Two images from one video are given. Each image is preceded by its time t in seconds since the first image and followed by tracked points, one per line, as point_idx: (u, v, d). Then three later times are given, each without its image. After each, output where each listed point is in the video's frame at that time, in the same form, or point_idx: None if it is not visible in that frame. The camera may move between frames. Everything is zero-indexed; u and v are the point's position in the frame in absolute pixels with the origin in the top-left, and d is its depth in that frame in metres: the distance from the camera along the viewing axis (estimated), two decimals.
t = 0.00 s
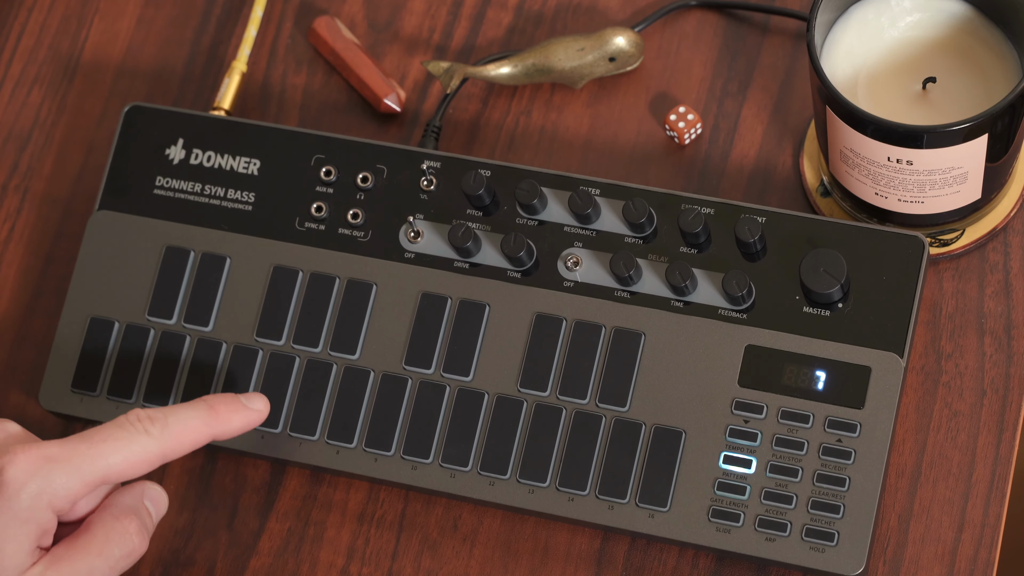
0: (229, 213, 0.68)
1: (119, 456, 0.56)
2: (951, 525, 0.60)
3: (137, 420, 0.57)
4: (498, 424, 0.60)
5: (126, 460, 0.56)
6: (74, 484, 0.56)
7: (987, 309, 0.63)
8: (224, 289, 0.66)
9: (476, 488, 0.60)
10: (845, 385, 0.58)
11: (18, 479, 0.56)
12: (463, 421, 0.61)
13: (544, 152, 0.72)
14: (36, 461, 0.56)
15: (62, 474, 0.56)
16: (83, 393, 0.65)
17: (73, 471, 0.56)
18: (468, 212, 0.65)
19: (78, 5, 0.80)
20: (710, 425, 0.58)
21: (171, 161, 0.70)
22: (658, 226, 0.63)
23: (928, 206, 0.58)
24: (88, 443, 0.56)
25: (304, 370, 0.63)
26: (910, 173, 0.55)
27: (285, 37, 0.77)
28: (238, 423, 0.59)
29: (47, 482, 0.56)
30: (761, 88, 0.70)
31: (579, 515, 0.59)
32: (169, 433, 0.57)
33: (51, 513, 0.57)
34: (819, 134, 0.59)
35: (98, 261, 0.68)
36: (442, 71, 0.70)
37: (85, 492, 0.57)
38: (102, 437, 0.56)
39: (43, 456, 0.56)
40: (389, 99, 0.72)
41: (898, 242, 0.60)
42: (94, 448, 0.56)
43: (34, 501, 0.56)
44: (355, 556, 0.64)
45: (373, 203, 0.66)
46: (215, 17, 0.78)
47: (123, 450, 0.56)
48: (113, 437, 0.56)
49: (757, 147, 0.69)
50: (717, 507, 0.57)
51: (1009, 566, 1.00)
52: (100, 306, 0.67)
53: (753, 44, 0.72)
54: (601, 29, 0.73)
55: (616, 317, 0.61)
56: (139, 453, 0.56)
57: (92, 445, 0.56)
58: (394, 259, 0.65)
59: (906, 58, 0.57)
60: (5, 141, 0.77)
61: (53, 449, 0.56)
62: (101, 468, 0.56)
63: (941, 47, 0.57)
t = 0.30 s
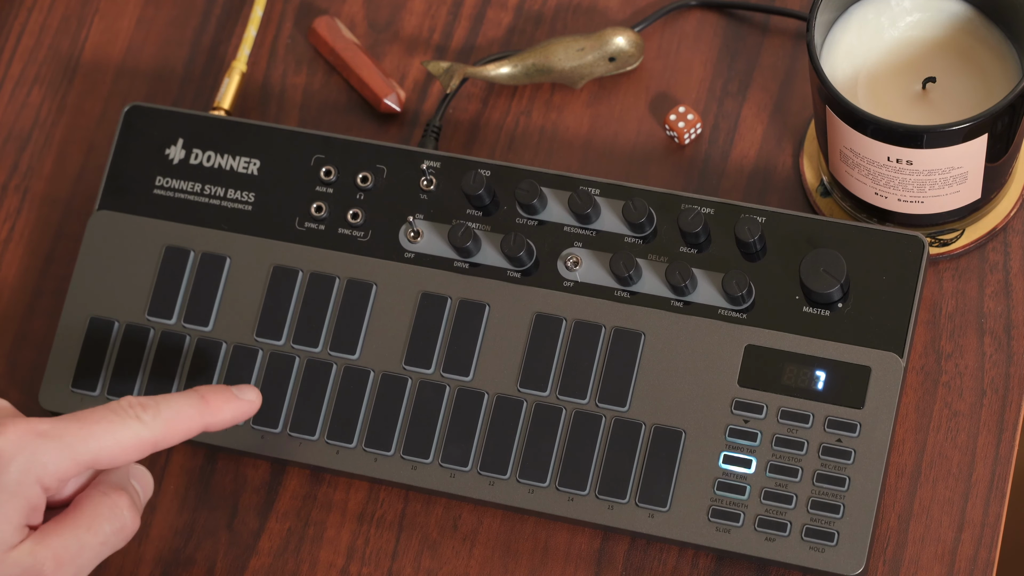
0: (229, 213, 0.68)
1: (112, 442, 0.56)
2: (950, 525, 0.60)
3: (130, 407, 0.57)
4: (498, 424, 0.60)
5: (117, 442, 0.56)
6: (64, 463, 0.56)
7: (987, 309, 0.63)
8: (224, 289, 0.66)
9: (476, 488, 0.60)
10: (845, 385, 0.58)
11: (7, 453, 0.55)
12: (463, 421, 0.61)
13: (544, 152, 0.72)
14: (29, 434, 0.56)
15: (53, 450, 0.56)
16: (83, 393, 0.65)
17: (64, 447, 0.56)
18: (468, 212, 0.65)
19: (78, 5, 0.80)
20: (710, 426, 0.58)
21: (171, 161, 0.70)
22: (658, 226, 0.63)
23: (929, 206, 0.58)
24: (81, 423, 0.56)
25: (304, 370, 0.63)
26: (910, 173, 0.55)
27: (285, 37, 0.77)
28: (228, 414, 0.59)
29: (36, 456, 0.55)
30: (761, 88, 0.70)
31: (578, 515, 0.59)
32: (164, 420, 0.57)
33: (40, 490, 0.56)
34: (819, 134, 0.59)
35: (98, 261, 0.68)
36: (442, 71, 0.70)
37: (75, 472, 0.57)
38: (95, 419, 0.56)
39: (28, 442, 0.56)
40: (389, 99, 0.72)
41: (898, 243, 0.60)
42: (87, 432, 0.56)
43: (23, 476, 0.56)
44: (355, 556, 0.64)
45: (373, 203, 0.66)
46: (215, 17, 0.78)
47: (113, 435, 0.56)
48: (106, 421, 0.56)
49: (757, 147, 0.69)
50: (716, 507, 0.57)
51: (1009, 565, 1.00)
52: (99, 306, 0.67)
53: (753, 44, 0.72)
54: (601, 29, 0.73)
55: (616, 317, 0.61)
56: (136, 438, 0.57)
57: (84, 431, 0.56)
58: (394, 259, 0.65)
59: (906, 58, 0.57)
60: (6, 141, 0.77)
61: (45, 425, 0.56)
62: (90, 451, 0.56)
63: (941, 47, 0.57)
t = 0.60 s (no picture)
0: (229, 213, 0.68)
1: (123, 491, 0.54)
2: (951, 525, 0.60)
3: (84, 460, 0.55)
4: (498, 424, 0.60)
5: (127, 487, 0.55)
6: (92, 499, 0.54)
7: (987, 309, 0.63)
8: (224, 289, 0.66)
9: (476, 489, 0.60)
10: (845, 385, 0.58)
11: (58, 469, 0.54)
12: (464, 421, 0.61)
13: (544, 152, 0.72)
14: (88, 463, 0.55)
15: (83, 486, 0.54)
16: (83, 393, 0.66)
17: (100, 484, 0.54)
18: (468, 212, 0.65)
19: (78, 5, 0.80)
20: (709, 426, 0.58)
21: (171, 161, 0.70)
22: (658, 226, 0.63)
23: (928, 206, 0.58)
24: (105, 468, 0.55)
25: (304, 370, 0.63)
26: (910, 173, 0.55)
27: (285, 37, 0.77)
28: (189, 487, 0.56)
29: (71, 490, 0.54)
30: (761, 88, 0.70)
31: (579, 515, 0.59)
32: (115, 488, 0.54)
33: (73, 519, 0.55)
34: (819, 134, 0.59)
35: (98, 261, 0.68)
36: (442, 71, 0.70)
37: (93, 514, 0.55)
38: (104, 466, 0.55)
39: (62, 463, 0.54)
40: (389, 99, 0.72)
41: (897, 242, 0.60)
42: (113, 477, 0.55)
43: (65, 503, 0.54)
44: (355, 556, 0.64)
45: (373, 203, 0.66)
46: (215, 17, 0.78)
47: (113, 482, 0.54)
48: (113, 469, 0.55)
49: (757, 148, 0.69)
50: (717, 507, 0.57)
51: (1009, 565, 1.00)
52: (100, 306, 0.67)
53: (753, 44, 0.72)
54: (601, 29, 0.73)
55: (616, 317, 0.61)
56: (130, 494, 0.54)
57: (104, 478, 0.54)
58: (394, 259, 0.65)
59: (906, 58, 0.57)
60: (6, 141, 0.77)
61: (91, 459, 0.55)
62: (93, 498, 0.54)
63: (940, 47, 0.57)
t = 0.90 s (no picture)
0: (229, 213, 0.68)
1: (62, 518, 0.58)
2: (951, 525, 0.60)
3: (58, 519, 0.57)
4: (498, 424, 0.60)
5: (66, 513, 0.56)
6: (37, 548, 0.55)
7: (987, 309, 0.63)
8: (224, 289, 0.66)
9: (476, 489, 0.60)
10: (845, 385, 0.58)
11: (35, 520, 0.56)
12: (464, 421, 0.61)
13: (544, 152, 0.72)
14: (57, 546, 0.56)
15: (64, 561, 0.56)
16: (83, 393, 0.66)
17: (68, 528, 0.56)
18: (468, 212, 0.65)
19: (78, 5, 0.80)
20: (709, 426, 0.58)
21: (171, 161, 0.70)
22: (658, 226, 0.63)
23: (928, 206, 0.58)
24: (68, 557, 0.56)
25: (304, 370, 0.63)
26: (910, 173, 0.55)
27: (285, 37, 0.77)
28: None
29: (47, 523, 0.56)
30: (761, 88, 0.70)
31: (579, 515, 0.59)
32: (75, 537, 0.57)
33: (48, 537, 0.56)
34: (819, 134, 0.59)
35: (98, 261, 0.68)
36: (442, 71, 0.70)
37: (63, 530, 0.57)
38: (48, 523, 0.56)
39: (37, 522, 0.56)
40: (389, 99, 0.72)
41: (897, 242, 0.60)
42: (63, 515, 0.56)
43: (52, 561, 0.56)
44: (355, 556, 0.64)
45: (373, 203, 0.66)
46: (215, 17, 0.78)
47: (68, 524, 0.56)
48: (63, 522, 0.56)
49: (757, 148, 0.69)
50: (716, 507, 0.57)
51: (1010, 565, 1.00)
52: (100, 306, 0.67)
53: (753, 44, 0.72)
54: (601, 29, 0.73)
55: (616, 317, 0.61)
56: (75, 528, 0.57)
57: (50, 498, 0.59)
58: (394, 259, 0.65)
59: (905, 58, 0.57)
60: (6, 141, 0.77)
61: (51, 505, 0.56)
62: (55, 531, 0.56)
63: (940, 47, 0.57)
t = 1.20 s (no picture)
0: (230, 213, 0.68)
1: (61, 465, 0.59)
2: (950, 525, 0.60)
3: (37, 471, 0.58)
4: (498, 424, 0.60)
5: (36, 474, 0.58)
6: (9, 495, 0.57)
7: (987, 309, 0.63)
8: (224, 289, 0.66)
9: (476, 489, 0.60)
10: (845, 385, 0.58)
11: None
12: (464, 422, 0.61)
13: (544, 152, 0.72)
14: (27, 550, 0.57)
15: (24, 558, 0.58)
16: (83, 393, 0.66)
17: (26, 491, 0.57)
18: (468, 212, 0.65)
19: (78, 5, 0.80)
20: (709, 426, 0.58)
21: (171, 161, 0.70)
22: (658, 226, 0.63)
23: (929, 206, 0.58)
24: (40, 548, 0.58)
25: (304, 370, 0.63)
26: (909, 173, 0.55)
27: (285, 37, 0.77)
28: None
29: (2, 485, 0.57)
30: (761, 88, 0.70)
31: (579, 515, 0.59)
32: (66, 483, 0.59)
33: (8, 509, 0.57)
34: (819, 134, 0.59)
35: (98, 261, 0.68)
36: (442, 71, 0.70)
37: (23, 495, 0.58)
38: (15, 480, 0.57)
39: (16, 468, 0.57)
40: (389, 99, 0.72)
41: (897, 242, 0.60)
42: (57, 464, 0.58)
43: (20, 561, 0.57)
44: (355, 556, 0.64)
45: (374, 203, 0.66)
46: (215, 17, 0.78)
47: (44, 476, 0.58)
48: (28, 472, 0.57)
49: (757, 147, 0.69)
50: (716, 507, 0.57)
51: (1010, 565, 1.00)
52: (100, 306, 0.67)
53: (753, 44, 0.72)
54: (601, 29, 0.73)
55: (616, 317, 0.61)
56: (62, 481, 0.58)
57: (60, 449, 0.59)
58: (394, 259, 0.65)
59: (906, 58, 0.57)
60: (6, 141, 0.77)
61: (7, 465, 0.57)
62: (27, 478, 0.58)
63: (940, 47, 0.57)
